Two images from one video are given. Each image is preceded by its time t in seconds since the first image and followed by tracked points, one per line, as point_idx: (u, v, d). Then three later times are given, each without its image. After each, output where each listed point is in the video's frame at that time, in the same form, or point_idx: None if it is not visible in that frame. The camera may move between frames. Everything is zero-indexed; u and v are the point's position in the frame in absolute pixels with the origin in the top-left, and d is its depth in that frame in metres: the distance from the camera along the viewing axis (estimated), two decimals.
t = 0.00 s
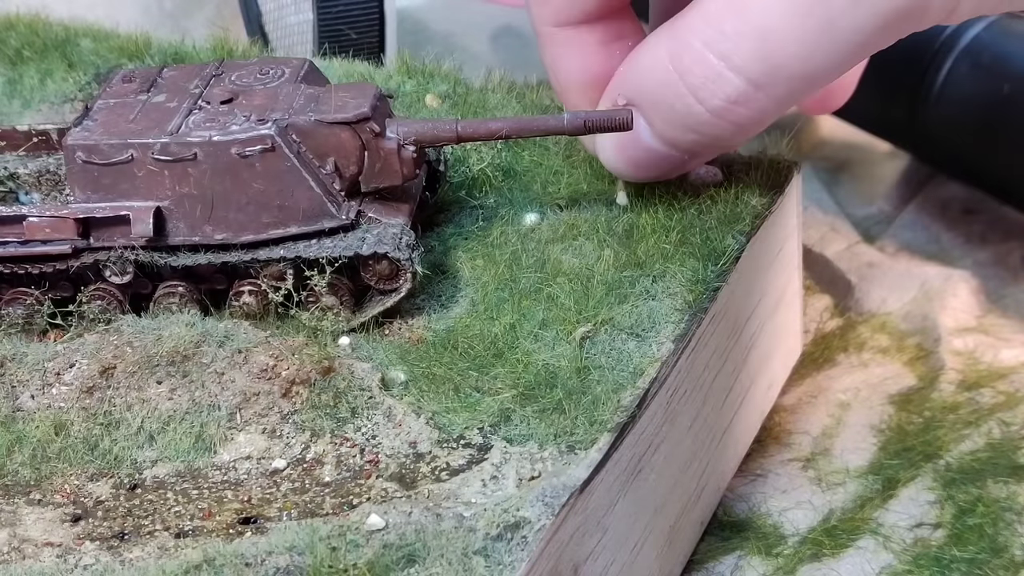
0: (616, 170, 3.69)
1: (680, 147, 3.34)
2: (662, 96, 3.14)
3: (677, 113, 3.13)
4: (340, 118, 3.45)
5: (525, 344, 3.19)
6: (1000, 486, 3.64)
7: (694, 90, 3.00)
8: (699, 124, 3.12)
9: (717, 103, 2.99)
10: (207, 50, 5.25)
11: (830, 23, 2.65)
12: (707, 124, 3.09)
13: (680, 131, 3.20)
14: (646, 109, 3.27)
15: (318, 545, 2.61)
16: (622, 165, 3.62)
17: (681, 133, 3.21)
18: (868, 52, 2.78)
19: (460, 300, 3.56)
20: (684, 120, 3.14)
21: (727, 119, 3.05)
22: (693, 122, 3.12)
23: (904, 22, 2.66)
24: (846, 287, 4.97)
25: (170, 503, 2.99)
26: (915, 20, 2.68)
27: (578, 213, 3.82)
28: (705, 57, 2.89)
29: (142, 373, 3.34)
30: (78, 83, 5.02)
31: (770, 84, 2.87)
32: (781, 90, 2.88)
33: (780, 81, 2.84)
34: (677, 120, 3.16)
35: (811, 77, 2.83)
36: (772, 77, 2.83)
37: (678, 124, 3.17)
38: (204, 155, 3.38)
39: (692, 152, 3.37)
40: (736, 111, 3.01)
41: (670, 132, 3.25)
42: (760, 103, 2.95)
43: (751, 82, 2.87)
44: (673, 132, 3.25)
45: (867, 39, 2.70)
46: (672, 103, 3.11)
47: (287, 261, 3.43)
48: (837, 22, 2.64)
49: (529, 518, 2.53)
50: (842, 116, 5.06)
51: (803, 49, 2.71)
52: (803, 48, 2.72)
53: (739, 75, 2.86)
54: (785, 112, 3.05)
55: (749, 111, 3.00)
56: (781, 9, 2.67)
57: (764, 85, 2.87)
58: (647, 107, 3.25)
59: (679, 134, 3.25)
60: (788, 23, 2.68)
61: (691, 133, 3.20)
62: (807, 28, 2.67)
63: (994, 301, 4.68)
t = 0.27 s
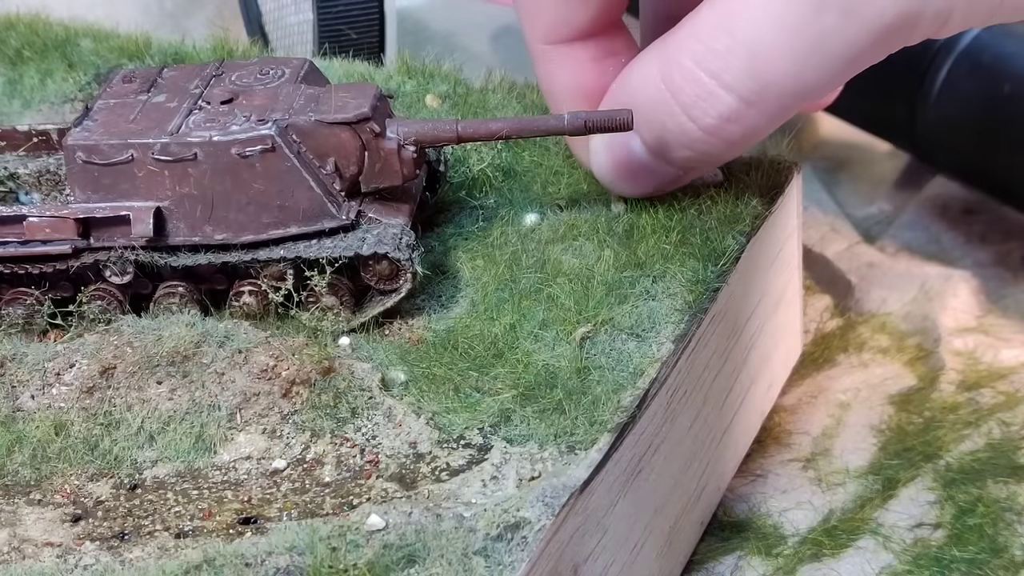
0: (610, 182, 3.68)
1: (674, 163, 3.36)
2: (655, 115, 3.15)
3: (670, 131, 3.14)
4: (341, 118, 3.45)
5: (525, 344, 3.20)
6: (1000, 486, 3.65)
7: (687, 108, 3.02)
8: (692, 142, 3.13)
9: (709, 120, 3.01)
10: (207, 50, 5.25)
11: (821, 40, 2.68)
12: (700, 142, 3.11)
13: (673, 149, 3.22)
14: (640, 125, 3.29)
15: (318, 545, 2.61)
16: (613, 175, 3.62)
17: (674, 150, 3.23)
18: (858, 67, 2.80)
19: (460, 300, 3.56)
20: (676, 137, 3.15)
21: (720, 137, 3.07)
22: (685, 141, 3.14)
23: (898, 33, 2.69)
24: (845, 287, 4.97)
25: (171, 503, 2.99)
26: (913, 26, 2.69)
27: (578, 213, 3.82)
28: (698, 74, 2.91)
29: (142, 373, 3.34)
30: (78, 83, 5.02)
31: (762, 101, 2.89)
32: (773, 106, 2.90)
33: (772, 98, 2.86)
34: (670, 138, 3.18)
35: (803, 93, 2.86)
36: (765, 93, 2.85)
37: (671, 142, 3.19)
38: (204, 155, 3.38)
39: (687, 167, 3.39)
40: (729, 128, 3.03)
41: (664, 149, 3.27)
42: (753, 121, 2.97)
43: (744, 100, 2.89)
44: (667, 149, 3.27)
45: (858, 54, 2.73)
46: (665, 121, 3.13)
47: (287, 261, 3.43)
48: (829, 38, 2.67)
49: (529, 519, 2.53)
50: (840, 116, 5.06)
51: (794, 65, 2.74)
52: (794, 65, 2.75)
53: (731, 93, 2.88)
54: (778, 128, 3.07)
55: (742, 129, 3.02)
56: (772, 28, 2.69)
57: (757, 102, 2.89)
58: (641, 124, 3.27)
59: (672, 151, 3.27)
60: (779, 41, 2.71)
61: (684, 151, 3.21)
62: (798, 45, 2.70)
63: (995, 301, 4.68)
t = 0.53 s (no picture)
0: (619, 188, 3.66)
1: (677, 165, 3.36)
2: (658, 118, 3.15)
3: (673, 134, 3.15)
4: (341, 118, 3.45)
5: (525, 344, 3.20)
6: (1000, 486, 3.65)
7: (690, 112, 3.02)
8: (696, 145, 3.14)
9: (713, 123, 3.01)
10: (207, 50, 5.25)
11: (822, 42, 2.68)
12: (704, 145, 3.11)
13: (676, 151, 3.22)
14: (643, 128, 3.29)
15: (318, 545, 2.61)
16: (619, 179, 3.61)
17: (677, 153, 3.23)
18: (860, 68, 2.80)
19: (460, 300, 3.56)
20: (679, 141, 3.16)
21: (723, 140, 3.07)
22: (689, 143, 3.15)
23: (899, 34, 2.69)
24: (845, 287, 4.97)
25: (171, 503, 2.99)
26: (913, 27, 2.69)
27: (578, 213, 3.82)
28: (702, 78, 2.91)
29: (142, 373, 3.34)
30: (78, 83, 5.02)
31: (766, 103, 2.89)
32: (776, 109, 2.90)
33: (775, 100, 2.86)
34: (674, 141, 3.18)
35: (804, 95, 2.86)
36: (768, 95, 2.85)
37: (675, 145, 3.19)
38: (204, 155, 3.38)
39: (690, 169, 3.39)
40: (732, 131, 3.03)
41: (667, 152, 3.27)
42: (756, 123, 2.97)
43: (747, 103, 2.89)
44: (670, 152, 3.27)
45: (859, 56, 2.73)
46: (668, 124, 3.13)
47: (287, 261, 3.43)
48: (829, 40, 2.67)
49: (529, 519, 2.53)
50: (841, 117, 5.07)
51: (796, 67, 2.75)
52: (796, 66, 2.75)
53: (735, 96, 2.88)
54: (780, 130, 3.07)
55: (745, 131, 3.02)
56: (773, 31, 2.69)
57: (760, 104, 2.89)
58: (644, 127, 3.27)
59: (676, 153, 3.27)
60: (780, 44, 2.70)
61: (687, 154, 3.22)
62: (799, 47, 2.70)
63: (995, 301, 4.68)
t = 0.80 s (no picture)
0: (621, 192, 3.68)
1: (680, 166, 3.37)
2: (660, 120, 3.16)
3: (674, 133, 3.15)
4: (340, 118, 3.45)
5: (525, 344, 3.20)
6: (1000, 486, 3.65)
7: (693, 113, 3.02)
8: (699, 146, 3.14)
9: (715, 124, 3.01)
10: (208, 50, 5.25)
11: (822, 43, 2.68)
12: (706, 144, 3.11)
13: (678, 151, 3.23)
14: (645, 129, 3.29)
15: (318, 545, 2.61)
16: (619, 181, 3.61)
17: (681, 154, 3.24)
18: (863, 66, 2.79)
19: (460, 300, 3.56)
20: (682, 142, 3.16)
21: (726, 140, 3.07)
22: (692, 145, 3.15)
23: (901, 34, 2.68)
24: (845, 287, 4.96)
25: (170, 503, 2.99)
26: (915, 28, 2.68)
27: (578, 213, 3.82)
28: (704, 80, 2.91)
29: (142, 373, 3.34)
30: (78, 83, 5.02)
31: (767, 105, 2.89)
32: (778, 109, 2.90)
33: (778, 100, 2.86)
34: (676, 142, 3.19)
35: (806, 95, 2.85)
36: (769, 97, 2.85)
37: (678, 146, 3.19)
38: (204, 156, 3.38)
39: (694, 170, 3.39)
40: (735, 133, 3.03)
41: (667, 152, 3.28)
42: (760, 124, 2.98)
43: (749, 104, 2.89)
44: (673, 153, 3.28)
45: (861, 55, 2.72)
46: (670, 125, 3.13)
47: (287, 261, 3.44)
48: (830, 41, 2.67)
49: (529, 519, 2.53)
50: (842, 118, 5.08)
51: (797, 68, 2.74)
52: (797, 67, 2.74)
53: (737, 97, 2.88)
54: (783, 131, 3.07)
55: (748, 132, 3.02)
56: (774, 31, 2.68)
57: (762, 106, 2.89)
58: (646, 129, 3.27)
59: (678, 154, 3.27)
60: (780, 45, 2.70)
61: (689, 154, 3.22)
62: (800, 48, 2.69)
63: (995, 301, 4.69)
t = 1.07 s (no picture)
0: (625, 173, 3.71)
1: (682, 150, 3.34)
2: (663, 101, 3.12)
3: (676, 116, 3.12)
4: (340, 118, 3.45)
5: (525, 344, 3.20)
6: (1000, 485, 3.65)
7: (696, 95, 2.99)
8: (701, 128, 3.11)
9: (718, 107, 2.98)
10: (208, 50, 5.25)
11: (828, 24, 2.66)
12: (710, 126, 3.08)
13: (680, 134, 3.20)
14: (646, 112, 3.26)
15: (318, 544, 2.61)
16: (630, 166, 3.62)
17: (683, 136, 3.21)
18: (867, 49, 2.78)
19: (460, 300, 3.56)
20: (684, 124, 3.13)
21: (729, 123, 3.05)
22: (694, 126, 3.12)
23: (906, 15, 2.68)
24: (845, 287, 4.96)
25: (170, 504, 2.99)
26: (921, 9, 2.67)
27: (578, 213, 3.82)
28: (706, 61, 2.88)
29: (142, 373, 3.34)
30: (78, 82, 5.02)
31: (772, 87, 2.86)
32: (782, 91, 2.88)
33: (782, 81, 2.84)
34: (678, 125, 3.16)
35: (810, 78, 2.84)
36: (774, 78, 2.83)
37: (680, 128, 3.17)
38: (204, 156, 3.37)
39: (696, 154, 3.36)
40: (738, 115, 3.00)
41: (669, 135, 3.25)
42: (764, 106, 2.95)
43: (753, 86, 2.87)
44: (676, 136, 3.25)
45: (866, 36, 2.70)
46: (672, 107, 3.10)
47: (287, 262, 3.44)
48: (835, 22, 2.65)
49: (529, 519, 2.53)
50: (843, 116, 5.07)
51: (802, 49, 2.72)
52: (802, 48, 2.73)
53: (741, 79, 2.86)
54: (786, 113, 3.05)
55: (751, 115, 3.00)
56: (778, 12, 2.67)
57: (766, 87, 2.87)
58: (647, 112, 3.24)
59: (680, 136, 3.24)
60: (785, 26, 2.69)
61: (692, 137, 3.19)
62: (804, 30, 2.68)
63: (995, 301, 4.68)
